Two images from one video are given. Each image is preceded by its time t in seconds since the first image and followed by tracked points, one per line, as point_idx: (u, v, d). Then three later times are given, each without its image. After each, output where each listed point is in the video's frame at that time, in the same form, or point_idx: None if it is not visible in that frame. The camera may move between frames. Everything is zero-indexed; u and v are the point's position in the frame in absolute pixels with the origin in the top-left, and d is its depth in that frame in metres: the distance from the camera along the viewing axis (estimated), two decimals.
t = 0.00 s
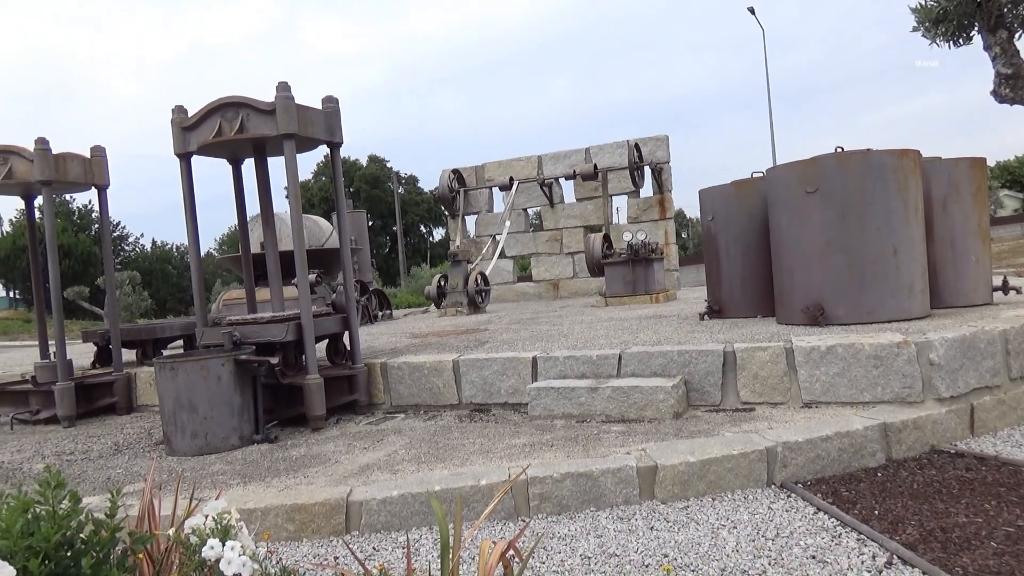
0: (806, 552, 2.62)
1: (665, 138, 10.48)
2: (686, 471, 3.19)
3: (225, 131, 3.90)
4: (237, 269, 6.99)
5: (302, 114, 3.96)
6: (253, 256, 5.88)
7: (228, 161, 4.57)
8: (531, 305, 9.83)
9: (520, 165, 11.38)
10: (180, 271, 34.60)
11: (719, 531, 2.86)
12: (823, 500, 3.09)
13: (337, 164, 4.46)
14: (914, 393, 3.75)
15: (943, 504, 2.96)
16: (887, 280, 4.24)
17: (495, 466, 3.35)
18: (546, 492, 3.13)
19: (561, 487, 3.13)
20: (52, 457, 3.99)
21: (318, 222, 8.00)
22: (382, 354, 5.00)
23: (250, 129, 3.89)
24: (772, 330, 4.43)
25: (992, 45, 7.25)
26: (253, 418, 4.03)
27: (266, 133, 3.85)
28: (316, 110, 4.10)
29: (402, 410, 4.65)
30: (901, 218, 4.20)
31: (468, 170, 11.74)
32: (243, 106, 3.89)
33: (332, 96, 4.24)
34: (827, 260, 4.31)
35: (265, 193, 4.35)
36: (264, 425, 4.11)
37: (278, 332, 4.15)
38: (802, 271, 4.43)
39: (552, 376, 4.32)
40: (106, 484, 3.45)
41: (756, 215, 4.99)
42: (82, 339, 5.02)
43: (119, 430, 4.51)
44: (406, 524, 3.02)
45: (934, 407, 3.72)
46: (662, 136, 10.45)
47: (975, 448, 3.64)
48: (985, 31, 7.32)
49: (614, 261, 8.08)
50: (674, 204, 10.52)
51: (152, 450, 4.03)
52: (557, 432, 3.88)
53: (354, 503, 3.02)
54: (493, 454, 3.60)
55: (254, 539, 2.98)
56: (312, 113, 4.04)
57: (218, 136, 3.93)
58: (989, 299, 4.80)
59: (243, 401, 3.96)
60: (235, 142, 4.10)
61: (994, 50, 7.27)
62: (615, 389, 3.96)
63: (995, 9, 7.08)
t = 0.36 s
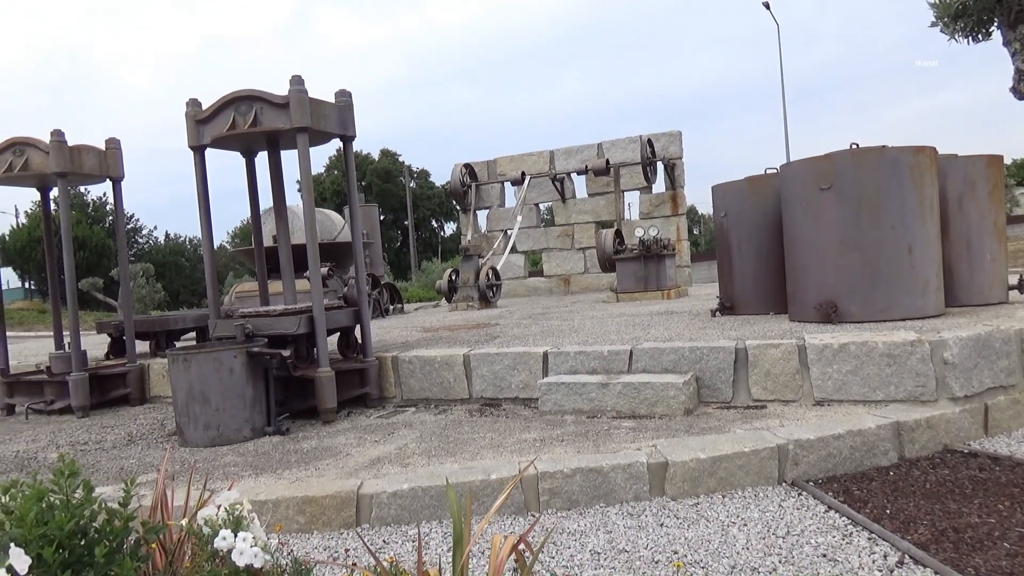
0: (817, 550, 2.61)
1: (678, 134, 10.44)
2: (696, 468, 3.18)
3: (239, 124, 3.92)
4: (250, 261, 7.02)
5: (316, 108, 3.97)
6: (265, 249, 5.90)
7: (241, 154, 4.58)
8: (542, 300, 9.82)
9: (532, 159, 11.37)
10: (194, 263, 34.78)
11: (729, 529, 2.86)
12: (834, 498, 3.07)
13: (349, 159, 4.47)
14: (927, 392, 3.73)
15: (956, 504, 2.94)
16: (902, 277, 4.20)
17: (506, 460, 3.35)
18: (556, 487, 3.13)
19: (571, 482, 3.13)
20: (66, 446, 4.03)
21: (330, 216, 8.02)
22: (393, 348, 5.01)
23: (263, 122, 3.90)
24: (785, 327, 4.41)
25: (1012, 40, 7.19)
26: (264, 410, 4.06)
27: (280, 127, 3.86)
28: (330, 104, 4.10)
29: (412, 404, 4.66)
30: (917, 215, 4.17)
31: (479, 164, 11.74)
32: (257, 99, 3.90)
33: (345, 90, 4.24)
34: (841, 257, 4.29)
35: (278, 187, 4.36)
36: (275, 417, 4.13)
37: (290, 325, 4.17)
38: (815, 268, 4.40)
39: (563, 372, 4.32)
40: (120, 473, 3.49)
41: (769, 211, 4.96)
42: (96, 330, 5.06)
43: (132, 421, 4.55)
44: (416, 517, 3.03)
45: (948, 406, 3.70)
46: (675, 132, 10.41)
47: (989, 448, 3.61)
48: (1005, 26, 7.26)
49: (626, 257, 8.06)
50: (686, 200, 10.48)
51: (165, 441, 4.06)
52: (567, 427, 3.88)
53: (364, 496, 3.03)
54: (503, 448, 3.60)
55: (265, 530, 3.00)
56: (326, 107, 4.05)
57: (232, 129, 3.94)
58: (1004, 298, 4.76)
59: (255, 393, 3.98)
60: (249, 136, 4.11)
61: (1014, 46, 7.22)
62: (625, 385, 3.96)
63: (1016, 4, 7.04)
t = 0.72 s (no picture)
0: (829, 549, 2.60)
1: (691, 130, 10.40)
2: (707, 466, 3.17)
3: (253, 119, 3.93)
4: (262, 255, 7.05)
5: (329, 102, 3.97)
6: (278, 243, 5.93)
7: (255, 148, 4.60)
8: (553, 296, 9.82)
9: (544, 155, 11.35)
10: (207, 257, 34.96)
11: (740, 527, 2.85)
12: (846, 498, 3.06)
13: (362, 153, 4.47)
14: (941, 392, 3.70)
15: (969, 504, 2.92)
16: (917, 276, 4.17)
17: (516, 456, 3.36)
18: (567, 483, 3.13)
19: (582, 478, 3.13)
20: (80, 437, 4.07)
21: (342, 211, 8.05)
22: (404, 342, 5.02)
23: (277, 117, 3.91)
24: (797, 325, 4.39)
25: None
26: (277, 403, 4.07)
27: (294, 121, 3.87)
28: (343, 99, 4.11)
29: (423, 399, 4.67)
30: (932, 213, 4.14)
31: (491, 160, 11.73)
32: (271, 94, 3.91)
33: (359, 84, 4.25)
34: (855, 255, 4.26)
35: (291, 181, 4.38)
36: (287, 411, 4.15)
37: (303, 319, 4.18)
38: (829, 266, 4.38)
39: (574, 368, 4.31)
40: (133, 465, 3.51)
41: (782, 208, 4.93)
42: (110, 322, 5.10)
43: (145, 413, 4.58)
44: (426, 512, 3.04)
45: (962, 406, 3.67)
46: (688, 128, 10.38)
47: (1003, 449, 3.58)
48: None
49: (638, 254, 8.04)
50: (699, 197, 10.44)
51: (178, 433, 4.08)
52: (578, 423, 3.88)
53: (375, 490, 3.04)
54: (513, 444, 3.61)
55: (277, 523, 3.02)
56: (339, 101, 4.05)
57: (246, 123, 3.96)
58: (1020, 297, 4.72)
59: (267, 386, 4.00)
60: (262, 129, 4.12)
61: None
62: (636, 381, 3.95)
63: None
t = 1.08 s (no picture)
0: (841, 550, 2.59)
1: (705, 128, 10.35)
2: (720, 465, 3.17)
3: (268, 114, 3.95)
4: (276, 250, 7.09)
5: (344, 98, 3.98)
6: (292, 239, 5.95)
7: (269, 143, 4.62)
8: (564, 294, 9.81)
9: (557, 152, 11.34)
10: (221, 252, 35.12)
11: (752, 526, 2.84)
12: (859, 498, 3.04)
13: (376, 149, 4.48)
14: (956, 392, 3.67)
15: (984, 506, 2.90)
16: (932, 275, 4.14)
17: (528, 452, 3.36)
18: (578, 480, 3.13)
19: (593, 476, 3.13)
20: (95, 430, 4.10)
21: (355, 207, 8.07)
22: (416, 338, 5.03)
23: (292, 113, 3.92)
24: (811, 324, 4.36)
25: None
26: (289, 398, 4.09)
27: (308, 117, 3.89)
28: (357, 95, 4.12)
29: (435, 395, 4.68)
30: (949, 213, 4.10)
31: (504, 157, 11.73)
32: (286, 90, 3.92)
33: (373, 81, 4.25)
34: (870, 254, 4.23)
35: (305, 176, 4.39)
36: (300, 405, 4.17)
37: (316, 314, 4.20)
38: (844, 265, 4.35)
39: (586, 366, 4.31)
40: (148, 458, 3.54)
41: (797, 207, 4.91)
42: (125, 316, 5.14)
43: (160, 406, 4.62)
44: (438, 507, 3.04)
45: (977, 407, 3.64)
46: (701, 126, 10.34)
47: (1018, 451, 3.55)
48: None
49: (650, 252, 8.02)
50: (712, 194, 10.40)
51: (192, 427, 4.11)
52: (589, 421, 3.87)
53: (387, 485, 3.05)
54: (525, 441, 3.61)
55: (290, 517, 3.03)
56: (353, 97, 4.06)
57: (261, 119, 3.97)
58: None
59: (280, 381, 4.02)
60: (277, 125, 4.14)
61: None
62: (649, 379, 3.95)
63: None
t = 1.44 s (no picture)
0: (856, 549, 2.57)
1: (719, 125, 10.31)
2: (733, 463, 3.15)
3: (283, 111, 3.96)
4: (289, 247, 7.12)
5: (358, 95, 3.99)
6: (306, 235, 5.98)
7: (284, 140, 4.64)
8: (576, 291, 9.81)
9: (570, 149, 11.33)
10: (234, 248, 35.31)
11: (766, 525, 2.83)
12: (874, 498, 3.02)
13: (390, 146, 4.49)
14: (972, 392, 3.64)
15: (1001, 507, 2.88)
16: (949, 275, 4.11)
17: (542, 449, 3.36)
18: (591, 477, 3.13)
19: (606, 473, 3.13)
20: (111, 424, 4.14)
21: (368, 204, 8.10)
22: (430, 335, 5.04)
23: (306, 109, 3.94)
24: (826, 323, 4.34)
25: None
26: (303, 394, 4.11)
27: (322, 114, 3.90)
28: (371, 92, 4.12)
29: (447, 391, 4.69)
30: (967, 211, 4.06)
31: (517, 154, 11.73)
32: (300, 86, 3.94)
33: (387, 78, 4.26)
34: (886, 252, 4.20)
35: (319, 173, 4.41)
36: (313, 401, 4.19)
37: (330, 310, 4.22)
38: (859, 264, 4.32)
39: (599, 363, 4.31)
40: (163, 452, 3.57)
41: (812, 205, 4.88)
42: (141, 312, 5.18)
43: (175, 401, 4.66)
44: (451, 503, 3.05)
45: (994, 407, 3.61)
46: (716, 123, 10.29)
47: None
48: None
49: (663, 249, 8.00)
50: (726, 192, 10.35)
51: (206, 421, 4.14)
52: (602, 418, 3.87)
53: (401, 481, 3.06)
54: (538, 438, 3.61)
55: (304, 511, 3.05)
56: (367, 94, 4.07)
57: (276, 116, 3.99)
58: None
59: (294, 377, 4.04)
60: (292, 122, 4.16)
61: None
62: (662, 377, 3.93)
63: None
